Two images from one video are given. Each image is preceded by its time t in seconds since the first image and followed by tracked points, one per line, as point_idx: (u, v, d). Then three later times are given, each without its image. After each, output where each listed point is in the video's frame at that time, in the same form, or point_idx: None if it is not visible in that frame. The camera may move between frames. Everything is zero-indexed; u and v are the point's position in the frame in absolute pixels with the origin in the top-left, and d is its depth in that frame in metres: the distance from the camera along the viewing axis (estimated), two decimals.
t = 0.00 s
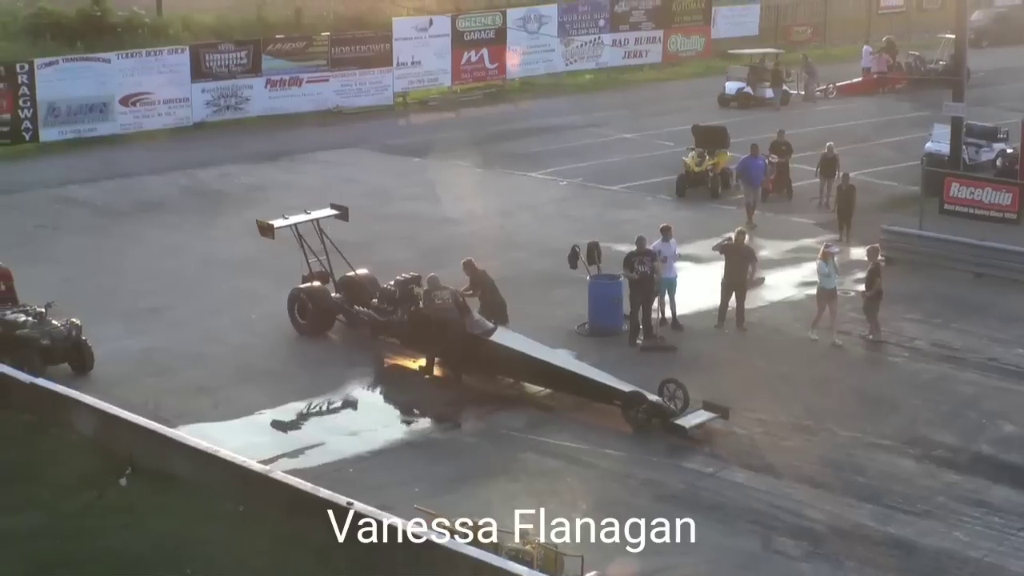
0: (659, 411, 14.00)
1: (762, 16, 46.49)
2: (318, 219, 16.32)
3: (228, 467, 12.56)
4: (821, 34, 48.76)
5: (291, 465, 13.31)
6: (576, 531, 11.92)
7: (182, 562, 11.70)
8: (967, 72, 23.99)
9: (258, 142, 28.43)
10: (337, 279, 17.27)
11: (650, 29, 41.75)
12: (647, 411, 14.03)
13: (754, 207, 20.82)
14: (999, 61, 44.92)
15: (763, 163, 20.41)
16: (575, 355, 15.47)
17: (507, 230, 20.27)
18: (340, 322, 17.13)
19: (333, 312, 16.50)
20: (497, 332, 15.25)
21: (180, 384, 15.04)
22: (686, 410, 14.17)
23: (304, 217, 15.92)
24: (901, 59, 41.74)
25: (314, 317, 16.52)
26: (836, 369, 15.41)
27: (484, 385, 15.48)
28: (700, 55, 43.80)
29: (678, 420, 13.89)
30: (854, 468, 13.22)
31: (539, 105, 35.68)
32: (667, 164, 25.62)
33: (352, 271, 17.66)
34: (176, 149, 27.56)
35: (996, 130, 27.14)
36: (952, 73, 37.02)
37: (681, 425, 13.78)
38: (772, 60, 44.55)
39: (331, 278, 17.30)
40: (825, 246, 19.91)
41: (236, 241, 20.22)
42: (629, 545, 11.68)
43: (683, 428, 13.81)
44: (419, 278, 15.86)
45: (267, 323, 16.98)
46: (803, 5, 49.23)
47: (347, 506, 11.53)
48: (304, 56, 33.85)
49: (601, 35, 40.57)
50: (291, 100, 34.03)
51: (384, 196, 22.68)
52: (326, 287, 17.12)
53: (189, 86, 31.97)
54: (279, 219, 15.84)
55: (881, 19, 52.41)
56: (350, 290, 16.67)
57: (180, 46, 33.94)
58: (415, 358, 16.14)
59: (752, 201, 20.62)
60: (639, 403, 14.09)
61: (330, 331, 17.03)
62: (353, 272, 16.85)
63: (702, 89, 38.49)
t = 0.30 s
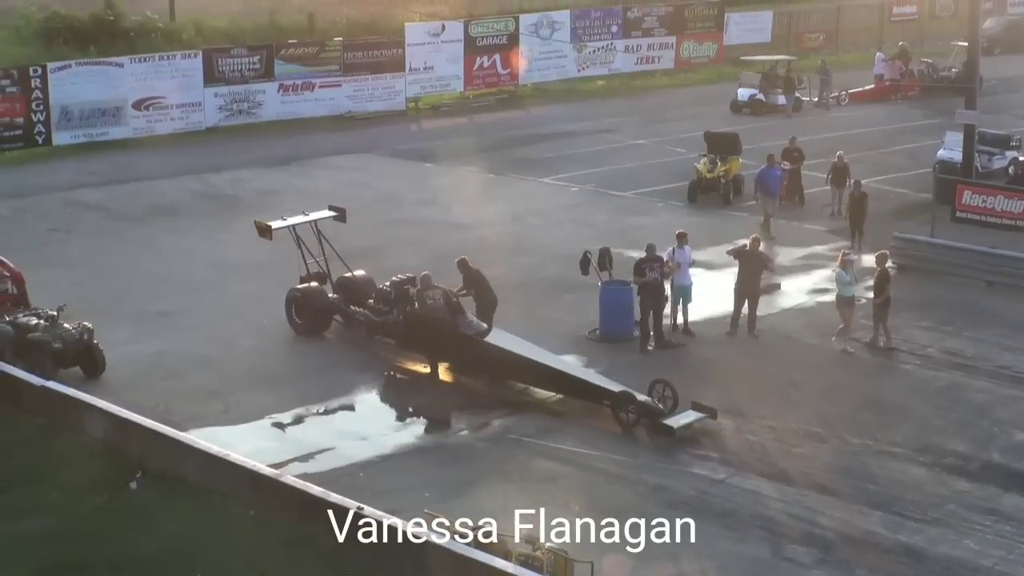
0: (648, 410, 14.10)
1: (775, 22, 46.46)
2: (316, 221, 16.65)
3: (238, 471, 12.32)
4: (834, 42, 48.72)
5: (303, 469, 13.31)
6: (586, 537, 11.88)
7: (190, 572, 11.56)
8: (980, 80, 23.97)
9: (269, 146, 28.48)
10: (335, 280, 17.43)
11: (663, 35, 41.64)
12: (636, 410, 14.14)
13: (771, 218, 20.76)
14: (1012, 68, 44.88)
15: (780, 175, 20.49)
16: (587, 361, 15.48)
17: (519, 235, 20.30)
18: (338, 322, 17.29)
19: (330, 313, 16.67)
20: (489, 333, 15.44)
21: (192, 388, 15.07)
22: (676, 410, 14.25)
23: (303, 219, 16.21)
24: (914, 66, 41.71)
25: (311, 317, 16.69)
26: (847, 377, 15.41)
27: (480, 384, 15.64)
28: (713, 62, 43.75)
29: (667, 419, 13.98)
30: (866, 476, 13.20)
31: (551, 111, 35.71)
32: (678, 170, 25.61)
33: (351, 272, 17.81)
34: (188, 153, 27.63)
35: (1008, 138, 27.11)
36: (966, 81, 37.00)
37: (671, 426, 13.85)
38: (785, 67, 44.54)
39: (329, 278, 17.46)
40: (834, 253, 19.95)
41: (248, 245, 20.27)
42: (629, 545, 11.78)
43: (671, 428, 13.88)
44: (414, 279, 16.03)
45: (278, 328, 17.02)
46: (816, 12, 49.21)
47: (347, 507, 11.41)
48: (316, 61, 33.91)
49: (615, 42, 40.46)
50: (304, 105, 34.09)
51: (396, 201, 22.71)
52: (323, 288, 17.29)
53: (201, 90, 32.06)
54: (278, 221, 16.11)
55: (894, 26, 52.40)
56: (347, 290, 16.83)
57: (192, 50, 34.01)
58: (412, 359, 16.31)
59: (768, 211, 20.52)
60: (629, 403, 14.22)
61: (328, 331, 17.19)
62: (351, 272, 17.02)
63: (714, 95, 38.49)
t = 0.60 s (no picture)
0: (641, 410, 14.19)
1: (793, 29, 46.46)
2: (318, 221, 16.88)
3: (253, 475, 12.06)
4: (851, 48, 48.65)
5: (318, 474, 13.29)
6: (599, 543, 11.80)
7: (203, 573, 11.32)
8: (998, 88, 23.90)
9: (285, 151, 28.53)
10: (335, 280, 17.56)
11: (679, 41, 41.64)
12: (629, 411, 14.23)
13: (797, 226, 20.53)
14: None
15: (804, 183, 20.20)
16: (603, 367, 15.48)
17: (535, 242, 20.30)
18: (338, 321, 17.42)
19: (331, 313, 16.81)
20: (486, 333, 15.52)
21: (207, 392, 15.09)
22: (667, 410, 14.39)
23: (304, 221, 16.43)
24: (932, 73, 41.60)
25: (312, 317, 16.81)
26: (863, 384, 15.37)
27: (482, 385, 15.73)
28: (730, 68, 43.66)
29: (659, 419, 14.08)
30: (882, 483, 13.11)
31: (568, 116, 35.71)
32: (695, 176, 25.60)
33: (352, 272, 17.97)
34: (204, 158, 27.71)
35: None
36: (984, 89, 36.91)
37: (662, 426, 13.88)
38: (802, 74, 44.48)
39: (329, 278, 17.60)
40: (849, 260, 19.94)
41: (264, 250, 20.31)
42: (629, 545, 11.79)
43: (663, 428, 13.91)
44: (412, 279, 16.20)
45: (293, 334, 17.04)
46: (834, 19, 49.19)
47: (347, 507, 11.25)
48: (333, 66, 33.99)
49: (631, 48, 40.51)
50: (321, 110, 34.16)
51: (413, 207, 22.72)
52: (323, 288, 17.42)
53: (218, 95, 32.18)
54: (278, 222, 16.36)
55: (912, 32, 52.32)
56: (348, 290, 16.96)
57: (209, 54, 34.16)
58: (409, 359, 16.45)
59: (794, 220, 20.36)
60: (623, 403, 14.30)
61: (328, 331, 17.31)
62: (350, 273, 17.16)
63: (732, 101, 38.46)
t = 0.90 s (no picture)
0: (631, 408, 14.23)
1: (804, 32, 46.41)
2: (315, 221, 17.12)
3: (263, 478, 11.95)
4: (863, 52, 48.59)
5: (327, 477, 13.26)
6: (608, 547, 11.76)
7: None
8: (1010, 92, 23.85)
9: (295, 153, 28.55)
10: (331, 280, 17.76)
11: (691, 44, 41.60)
12: (618, 407, 14.29)
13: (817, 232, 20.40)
14: None
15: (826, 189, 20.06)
16: (613, 371, 15.48)
17: (547, 245, 20.29)
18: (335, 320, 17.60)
19: (327, 311, 16.98)
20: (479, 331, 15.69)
21: (217, 394, 15.09)
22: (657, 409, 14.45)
23: (301, 220, 16.65)
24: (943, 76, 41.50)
25: (309, 314, 16.97)
26: (873, 388, 15.34)
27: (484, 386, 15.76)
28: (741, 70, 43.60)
29: (648, 416, 14.17)
30: (893, 487, 13.07)
31: (578, 120, 35.70)
32: (706, 179, 25.58)
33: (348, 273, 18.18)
34: (214, 160, 27.75)
35: None
36: (996, 92, 36.85)
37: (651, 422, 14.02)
38: (814, 77, 44.43)
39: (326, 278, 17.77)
40: (861, 264, 19.92)
41: (275, 253, 20.33)
42: (637, 548, 11.77)
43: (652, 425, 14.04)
44: (408, 278, 16.40)
45: (303, 337, 17.04)
46: (845, 22, 49.15)
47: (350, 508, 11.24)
48: (343, 69, 34.02)
49: (642, 51, 40.49)
50: (332, 112, 34.18)
51: (424, 209, 22.72)
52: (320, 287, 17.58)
53: (229, 98, 32.22)
54: (276, 222, 16.64)
55: (924, 35, 52.23)
56: (345, 289, 17.20)
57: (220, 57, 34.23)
58: (405, 356, 16.61)
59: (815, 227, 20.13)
60: (612, 400, 14.39)
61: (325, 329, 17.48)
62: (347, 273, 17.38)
63: (743, 105, 38.43)
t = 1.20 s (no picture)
0: (622, 403, 14.33)
1: (816, 34, 46.42)
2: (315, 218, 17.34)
3: (274, 479, 11.90)
4: (874, 54, 48.58)
5: (338, 477, 13.25)
6: (618, 548, 11.74)
7: None
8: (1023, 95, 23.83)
9: (307, 154, 28.60)
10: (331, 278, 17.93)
11: (702, 45, 41.62)
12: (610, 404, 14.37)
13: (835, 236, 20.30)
14: None
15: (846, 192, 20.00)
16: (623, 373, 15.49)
17: (560, 247, 20.31)
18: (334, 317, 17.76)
19: (326, 308, 17.05)
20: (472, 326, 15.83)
21: (229, 395, 15.11)
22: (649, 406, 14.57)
23: (300, 218, 16.84)
24: (955, 78, 41.47)
25: (308, 312, 17.10)
26: (885, 391, 15.33)
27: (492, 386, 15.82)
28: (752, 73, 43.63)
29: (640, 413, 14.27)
30: (904, 489, 13.04)
31: (590, 121, 35.74)
32: (718, 181, 25.59)
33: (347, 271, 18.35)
34: (226, 161, 27.80)
35: None
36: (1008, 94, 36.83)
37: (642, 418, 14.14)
38: (826, 78, 44.43)
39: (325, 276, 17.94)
40: (873, 266, 19.91)
41: (287, 254, 20.36)
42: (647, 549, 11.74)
43: (644, 421, 14.16)
44: (404, 275, 16.39)
45: (315, 338, 17.06)
46: (857, 24, 49.17)
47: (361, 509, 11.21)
48: (355, 70, 34.07)
49: (653, 52, 40.51)
50: (343, 114, 34.22)
51: (436, 211, 22.75)
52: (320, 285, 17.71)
53: (241, 98, 32.27)
54: (277, 220, 16.91)
55: (935, 36, 52.20)
56: (344, 288, 17.38)
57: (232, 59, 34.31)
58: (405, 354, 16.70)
59: (832, 231, 20.10)
60: (604, 395, 14.45)
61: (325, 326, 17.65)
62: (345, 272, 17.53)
63: (755, 107, 38.45)
